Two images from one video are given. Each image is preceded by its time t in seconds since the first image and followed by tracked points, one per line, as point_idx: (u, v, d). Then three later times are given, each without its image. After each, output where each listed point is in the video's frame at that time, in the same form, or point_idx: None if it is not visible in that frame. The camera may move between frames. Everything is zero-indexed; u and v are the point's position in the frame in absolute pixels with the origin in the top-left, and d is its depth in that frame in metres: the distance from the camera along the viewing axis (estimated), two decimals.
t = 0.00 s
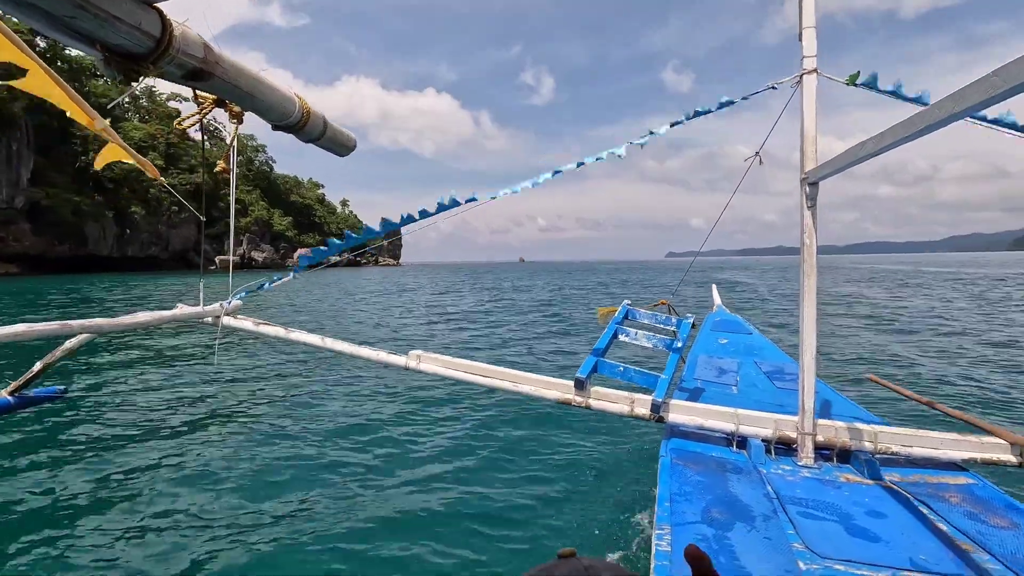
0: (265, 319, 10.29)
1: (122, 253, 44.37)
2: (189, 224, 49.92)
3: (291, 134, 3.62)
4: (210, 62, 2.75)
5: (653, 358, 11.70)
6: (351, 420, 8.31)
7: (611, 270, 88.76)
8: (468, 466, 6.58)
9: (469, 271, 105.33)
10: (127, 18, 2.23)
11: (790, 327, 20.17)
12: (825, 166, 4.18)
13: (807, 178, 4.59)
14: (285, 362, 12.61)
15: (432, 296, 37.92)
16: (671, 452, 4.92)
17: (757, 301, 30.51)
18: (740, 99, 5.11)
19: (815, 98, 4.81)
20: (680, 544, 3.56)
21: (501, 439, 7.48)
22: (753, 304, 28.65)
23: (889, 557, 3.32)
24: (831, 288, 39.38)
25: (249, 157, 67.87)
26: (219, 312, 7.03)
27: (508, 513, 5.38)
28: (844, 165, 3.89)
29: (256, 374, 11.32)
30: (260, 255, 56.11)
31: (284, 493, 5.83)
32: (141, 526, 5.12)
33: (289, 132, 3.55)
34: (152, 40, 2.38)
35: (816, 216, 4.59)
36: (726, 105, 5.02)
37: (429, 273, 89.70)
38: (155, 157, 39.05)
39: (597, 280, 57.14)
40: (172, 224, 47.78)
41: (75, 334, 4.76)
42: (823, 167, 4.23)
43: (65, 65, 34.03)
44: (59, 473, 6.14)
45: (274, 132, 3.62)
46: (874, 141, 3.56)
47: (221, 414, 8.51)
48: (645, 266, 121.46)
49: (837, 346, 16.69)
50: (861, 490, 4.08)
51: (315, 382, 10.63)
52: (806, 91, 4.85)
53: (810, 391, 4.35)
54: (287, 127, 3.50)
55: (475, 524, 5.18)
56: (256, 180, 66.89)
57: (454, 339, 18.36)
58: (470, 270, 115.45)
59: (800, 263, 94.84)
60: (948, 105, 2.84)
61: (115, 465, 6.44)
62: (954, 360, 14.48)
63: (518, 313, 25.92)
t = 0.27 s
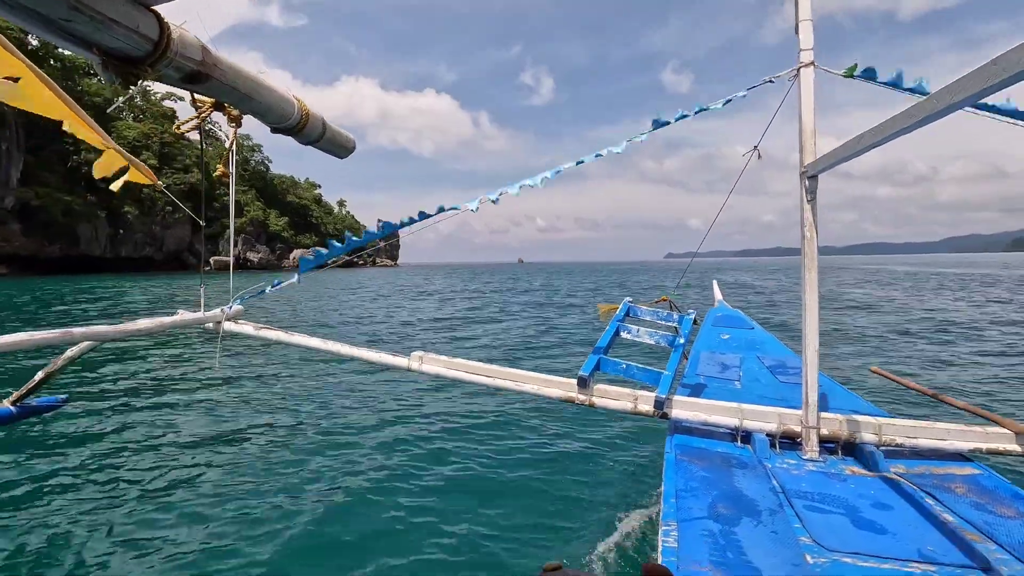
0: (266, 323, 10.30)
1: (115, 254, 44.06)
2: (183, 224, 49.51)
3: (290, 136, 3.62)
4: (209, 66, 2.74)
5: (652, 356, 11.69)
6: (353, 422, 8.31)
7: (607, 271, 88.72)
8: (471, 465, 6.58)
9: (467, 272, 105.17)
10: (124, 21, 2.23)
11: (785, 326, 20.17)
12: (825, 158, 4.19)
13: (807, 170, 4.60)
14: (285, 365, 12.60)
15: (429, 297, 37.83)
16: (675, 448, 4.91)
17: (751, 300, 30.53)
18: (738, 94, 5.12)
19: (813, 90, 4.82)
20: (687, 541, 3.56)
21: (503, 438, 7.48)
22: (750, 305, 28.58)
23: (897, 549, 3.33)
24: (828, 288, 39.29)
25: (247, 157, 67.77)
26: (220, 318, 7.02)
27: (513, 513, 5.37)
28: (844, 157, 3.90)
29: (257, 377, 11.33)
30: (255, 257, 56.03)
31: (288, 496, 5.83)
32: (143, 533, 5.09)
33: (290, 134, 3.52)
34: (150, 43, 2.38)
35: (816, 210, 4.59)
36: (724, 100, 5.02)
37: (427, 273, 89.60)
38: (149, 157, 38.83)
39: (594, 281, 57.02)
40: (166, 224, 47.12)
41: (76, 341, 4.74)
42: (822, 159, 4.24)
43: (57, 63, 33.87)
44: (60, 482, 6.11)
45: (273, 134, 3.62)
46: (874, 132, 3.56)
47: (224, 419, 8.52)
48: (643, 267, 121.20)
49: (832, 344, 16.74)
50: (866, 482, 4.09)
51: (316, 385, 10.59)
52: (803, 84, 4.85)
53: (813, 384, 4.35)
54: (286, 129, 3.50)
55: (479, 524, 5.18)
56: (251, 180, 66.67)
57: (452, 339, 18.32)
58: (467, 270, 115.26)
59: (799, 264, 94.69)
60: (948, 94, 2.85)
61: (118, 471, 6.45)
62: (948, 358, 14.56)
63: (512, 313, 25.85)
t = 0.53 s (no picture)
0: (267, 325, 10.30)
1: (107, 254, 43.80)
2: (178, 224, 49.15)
3: (290, 136, 3.62)
4: (208, 63, 2.76)
5: (652, 354, 11.66)
6: (356, 424, 8.31)
7: (604, 271, 88.60)
8: (474, 465, 6.57)
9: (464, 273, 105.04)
10: (123, 19, 2.24)
11: (782, 326, 20.17)
12: (826, 152, 4.20)
13: (808, 165, 4.60)
14: (286, 367, 12.60)
15: (426, 298, 37.76)
16: (679, 446, 4.92)
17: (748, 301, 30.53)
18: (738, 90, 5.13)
19: (814, 85, 4.83)
20: (692, 538, 3.56)
21: (506, 438, 7.47)
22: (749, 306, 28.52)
23: (903, 543, 3.33)
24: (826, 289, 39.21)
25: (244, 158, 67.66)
26: (221, 320, 7.02)
27: (517, 513, 5.37)
28: (845, 151, 3.91)
29: (258, 380, 11.35)
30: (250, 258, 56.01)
31: (291, 498, 5.82)
32: (146, 538, 5.08)
33: (289, 133, 3.52)
34: (149, 41, 2.39)
35: (817, 204, 4.60)
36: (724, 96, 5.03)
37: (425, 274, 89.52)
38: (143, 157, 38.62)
39: (592, 282, 56.93)
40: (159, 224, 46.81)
41: (79, 346, 4.73)
42: (823, 154, 4.25)
43: (50, 63, 33.72)
44: (63, 487, 6.09)
45: (273, 134, 3.63)
46: (875, 124, 3.57)
47: (226, 421, 8.54)
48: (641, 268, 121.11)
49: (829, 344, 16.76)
50: (870, 477, 4.09)
51: (318, 387, 10.58)
52: (803, 78, 4.87)
53: (817, 378, 4.35)
54: (286, 128, 3.50)
55: (483, 524, 5.17)
56: (248, 181, 66.50)
57: (450, 340, 18.27)
58: (465, 271, 115.09)
59: (797, 265, 94.58)
60: (948, 86, 2.86)
61: (121, 475, 6.48)
62: (945, 357, 14.60)
63: (508, 314, 25.76)
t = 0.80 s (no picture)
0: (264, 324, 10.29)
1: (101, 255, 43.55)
2: (173, 224, 48.82)
3: (284, 137, 3.62)
4: (202, 66, 2.75)
5: (650, 353, 11.65)
6: (354, 422, 8.31)
7: (601, 272, 88.54)
8: (474, 463, 6.59)
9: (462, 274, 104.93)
10: (116, 24, 2.23)
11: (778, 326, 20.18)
12: (823, 151, 4.21)
13: (805, 163, 4.61)
14: (284, 367, 12.58)
15: (422, 299, 37.68)
16: (677, 444, 4.92)
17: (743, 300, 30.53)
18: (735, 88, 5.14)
19: (811, 84, 4.84)
20: (690, 535, 3.57)
21: (505, 436, 7.47)
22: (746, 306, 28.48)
23: (900, 539, 3.33)
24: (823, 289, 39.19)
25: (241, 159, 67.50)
26: (219, 321, 7.02)
27: (517, 511, 5.37)
28: (842, 149, 3.92)
29: (257, 380, 11.33)
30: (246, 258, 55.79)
31: (289, 497, 5.82)
32: (146, 537, 5.08)
33: (284, 135, 3.53)
34: (141, 45, 2.38)
35: (813, 202, 4.61)
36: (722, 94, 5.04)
37: (423, 275, 89.42)
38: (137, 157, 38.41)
39: (588, 282, 56.84)
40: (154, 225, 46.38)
41: (77, 347, 4.72)
42: (820, 152, 4.26)
43: (43, 62, 33.46)
44: (64, 487, 6.10)
45: (267, 135, 3.63)
46: (870, 122, 3.58)
47: (225, 421, 8.56)
48: (639, 268, 121.10)
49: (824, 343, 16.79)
50: (868, 474, 4.09)
51: (317, 387, 10.58)
52: (800, 77, 4.88)
53: (814, 375, 4.36)
54: (280, 129, 3.50)
55: (483, 522, 5.16)
56: (244, 181, 66.29)
57: (447, 340, 18.22)
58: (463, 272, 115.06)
59: (794, 265, 94.54)
60: (942, 85, 2.88)
61: (121, 474, 6.49)
62: (939, 356, 14.65)
63: (503, 314, 25.69)
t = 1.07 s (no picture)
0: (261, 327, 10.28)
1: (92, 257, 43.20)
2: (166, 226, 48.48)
3: (283, 140, 3.59)
4: (203, 71, 2.75)
5: (645, 356, 11.63)
6: (351, 425, 8.30)
7: (597, 274, 88.54)
8: (470, 467, 6.57)
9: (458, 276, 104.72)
10: (119, 29, 2.23)
11: (771, 329, 20.22)
12: (818, 158, 4.23)
13: (801, 169, 4.63)
14: (280, 370, 12.54)
15: (416, 301, 37.53)
16: (672, 448, 4.93)
17: (737, 303, 30.57)
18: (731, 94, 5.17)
19: (806, 91, 4.87)
20: (685, 539, 3.57)
21: (501, 440, 7.46)
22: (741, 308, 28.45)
23: (893, 544, 3.35)
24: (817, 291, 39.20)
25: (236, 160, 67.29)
26: (215, 323, 7.01)
27: (513, 515, 5.36)
28: (836, 156, 3.95)
29: (253, 383, 11.31)
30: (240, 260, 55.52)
31: (285, 500, 5.82)
32: (143, 539, 5.09)
33: (283, 140, 3.52)
34: (144, 50, 2.38)
35: (809, 209, 4.63)
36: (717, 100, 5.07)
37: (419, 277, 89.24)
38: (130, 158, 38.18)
39: (583, 285, 56.70)
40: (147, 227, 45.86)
41: (72, 348, 4.71)
42: (815, 159, 4.29)
43: (34, 62, 33.23)
44: (60, 488, 6.10)
45: (266, 139, 3.60)
46: (865, 130, 3.60)
47: (221, 423, 8.55)
48: (635, 270, 120.94)
49: (817, 346, 16.87)
50: (862, 479, 4.11)
51: (313, 389, 10.58)
52: (795, 84, 4.90)
53: (809, 380, 4.38)
54: (279, 133, 3.46)
55: (479, 526, 5.15)
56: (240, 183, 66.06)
57: (441, 344, 18.16)
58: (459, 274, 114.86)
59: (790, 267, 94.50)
60: (937, 94, 2.90)
61: (118, 476, 6.49)
62: (930, 359, 14.74)
63: (496, 317, 25.63)
